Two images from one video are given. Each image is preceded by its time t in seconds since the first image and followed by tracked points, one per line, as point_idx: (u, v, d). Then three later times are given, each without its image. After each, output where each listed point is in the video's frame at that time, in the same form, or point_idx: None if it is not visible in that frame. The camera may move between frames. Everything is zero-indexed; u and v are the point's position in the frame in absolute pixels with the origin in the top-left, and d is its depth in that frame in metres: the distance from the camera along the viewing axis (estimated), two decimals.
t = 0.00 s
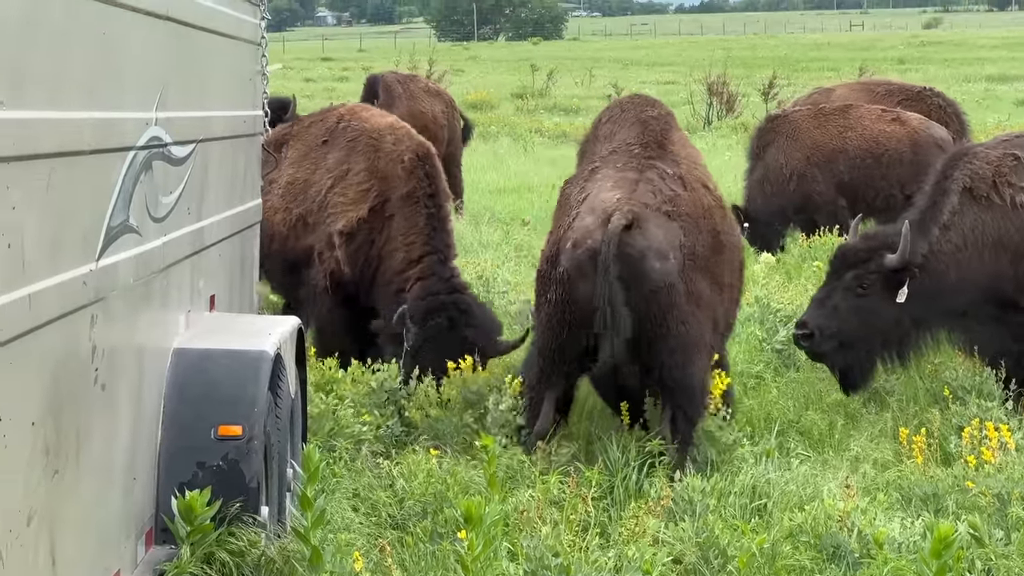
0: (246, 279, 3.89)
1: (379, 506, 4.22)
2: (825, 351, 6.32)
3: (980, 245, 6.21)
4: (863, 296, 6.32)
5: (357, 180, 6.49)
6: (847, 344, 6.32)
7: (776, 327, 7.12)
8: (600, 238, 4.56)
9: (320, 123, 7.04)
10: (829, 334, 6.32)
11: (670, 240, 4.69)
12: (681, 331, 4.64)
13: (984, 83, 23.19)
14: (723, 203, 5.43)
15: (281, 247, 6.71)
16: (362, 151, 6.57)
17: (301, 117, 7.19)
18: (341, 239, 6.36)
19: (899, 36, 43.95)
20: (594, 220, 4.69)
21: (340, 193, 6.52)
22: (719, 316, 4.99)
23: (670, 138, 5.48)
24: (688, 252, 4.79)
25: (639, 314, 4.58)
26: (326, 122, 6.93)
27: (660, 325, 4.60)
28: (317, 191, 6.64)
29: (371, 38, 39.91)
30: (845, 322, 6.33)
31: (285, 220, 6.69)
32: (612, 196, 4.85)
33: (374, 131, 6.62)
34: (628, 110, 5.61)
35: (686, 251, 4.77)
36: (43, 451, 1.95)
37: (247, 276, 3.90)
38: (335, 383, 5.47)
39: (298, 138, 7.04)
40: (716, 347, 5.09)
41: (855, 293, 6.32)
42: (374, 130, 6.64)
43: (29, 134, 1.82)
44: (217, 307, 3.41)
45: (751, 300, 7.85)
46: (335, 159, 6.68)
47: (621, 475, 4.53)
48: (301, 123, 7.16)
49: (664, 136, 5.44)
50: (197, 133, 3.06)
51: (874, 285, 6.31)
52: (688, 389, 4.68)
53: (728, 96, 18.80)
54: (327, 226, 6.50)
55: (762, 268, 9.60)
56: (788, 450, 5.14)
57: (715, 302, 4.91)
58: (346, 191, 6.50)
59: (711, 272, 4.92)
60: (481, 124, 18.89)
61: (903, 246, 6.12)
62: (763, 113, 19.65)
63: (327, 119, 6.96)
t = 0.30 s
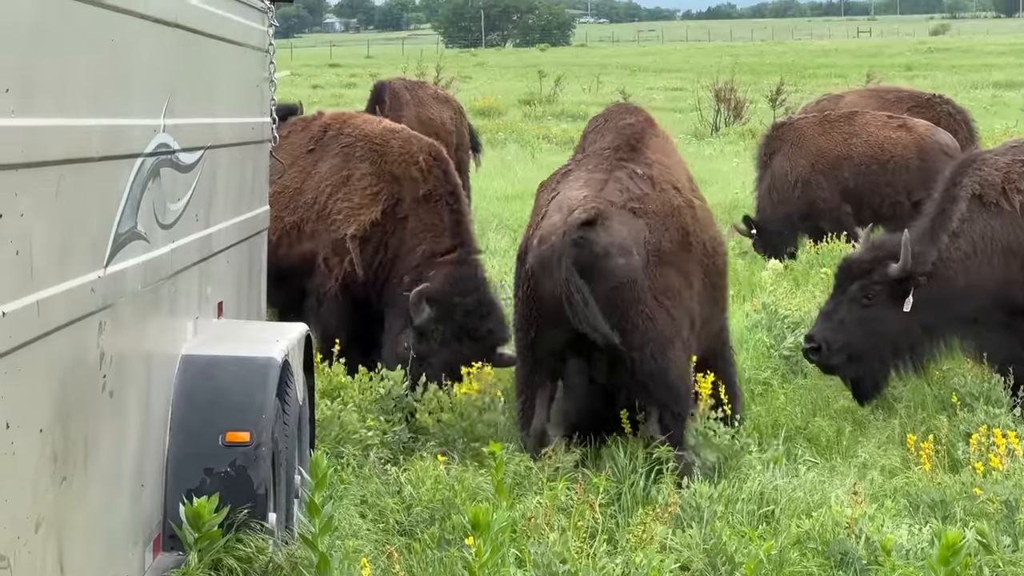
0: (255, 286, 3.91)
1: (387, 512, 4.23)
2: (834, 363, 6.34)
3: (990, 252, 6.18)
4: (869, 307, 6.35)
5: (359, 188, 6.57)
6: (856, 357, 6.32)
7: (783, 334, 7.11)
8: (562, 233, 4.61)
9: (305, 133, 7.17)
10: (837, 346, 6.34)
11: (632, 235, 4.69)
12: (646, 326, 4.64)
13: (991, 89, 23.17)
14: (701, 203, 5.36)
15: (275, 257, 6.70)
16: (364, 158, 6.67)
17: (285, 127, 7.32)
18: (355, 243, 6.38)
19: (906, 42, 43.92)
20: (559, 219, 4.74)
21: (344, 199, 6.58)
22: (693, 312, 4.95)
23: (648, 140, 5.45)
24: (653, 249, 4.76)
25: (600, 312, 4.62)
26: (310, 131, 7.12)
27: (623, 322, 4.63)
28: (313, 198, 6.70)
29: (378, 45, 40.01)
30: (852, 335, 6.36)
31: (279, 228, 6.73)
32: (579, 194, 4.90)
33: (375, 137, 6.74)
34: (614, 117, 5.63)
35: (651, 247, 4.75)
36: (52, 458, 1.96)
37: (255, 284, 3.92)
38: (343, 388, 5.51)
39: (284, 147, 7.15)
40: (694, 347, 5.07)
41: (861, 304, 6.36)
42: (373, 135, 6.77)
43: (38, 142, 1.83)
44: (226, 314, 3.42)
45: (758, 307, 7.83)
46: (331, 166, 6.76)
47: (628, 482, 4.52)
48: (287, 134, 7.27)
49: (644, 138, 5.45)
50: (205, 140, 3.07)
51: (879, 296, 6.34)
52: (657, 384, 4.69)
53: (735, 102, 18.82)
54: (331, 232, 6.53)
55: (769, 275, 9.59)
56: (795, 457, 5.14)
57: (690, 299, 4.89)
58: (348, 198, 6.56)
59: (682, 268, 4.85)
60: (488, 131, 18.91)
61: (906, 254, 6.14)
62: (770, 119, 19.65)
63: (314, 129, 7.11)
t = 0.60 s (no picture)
0: (262, 293, 3.92)
1: (394, 519, 4.23)
2: (839, 365, 6.40)
3: (999, 259, 6.17)
4: (874, 310, 6.41)
5: (365, 203, 6.61)
6: (860, 359, 6.36)
7: (790, 340, 7.10)
8: (556, 240, 4.65)
9: (308, 138, 7.13)
10: (841, 348, 6.40)
11: (625, 236, 4.69)
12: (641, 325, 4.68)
13: (999, 95, 23.14)
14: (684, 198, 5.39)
15: (279, 264, 6.75)
16: (372, 172, 6.72)
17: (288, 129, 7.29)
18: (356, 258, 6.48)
19: (914, 49, 43.88)
20: (550, 226, 4.77)
21: (349, 212, 6.64)
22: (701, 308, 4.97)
23: (624, 140, 5.45)
24: (648, 249, 4.76)
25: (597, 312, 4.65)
26: (316, 139, 7.08)
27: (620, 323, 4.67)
28: (319, 208, 6.72)
29: (385, 51, 40.12)
30: (857, 337, 6.41)
31: (283, 236, 6.76)
32: (567, 200, 4.91)
33: (382, 152, 6.78)
34: (592, 118, 5.68)
35: (646, 247, 4.75)
36: (58, 465, 1.97)
37: (263, 291, 3.94)
38: (349, 395, 5.52)
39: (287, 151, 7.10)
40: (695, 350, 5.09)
41: (866, 307, 6.42)
42: (381, 149, 6.81)
43: (45, 149, 1.85)
44: (233, 321, 3.44)
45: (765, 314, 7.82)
46: (337, 178, 6.79)
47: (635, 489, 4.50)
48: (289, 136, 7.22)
49: (626, 140, 5.46)
50: (212, 147, 3.08)
51: (884, 300, 6.40)
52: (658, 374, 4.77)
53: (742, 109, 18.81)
54: (335, 244, 6.60)
55: (776, 281, 9.58)
56: (801, 464, 5.12)
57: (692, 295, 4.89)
58: (354, 212, 6.62)
59: (678, 266, 4.84)
60: (495, 137, 18.94)
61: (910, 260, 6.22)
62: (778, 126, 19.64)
63: (319, 136, 7.09)
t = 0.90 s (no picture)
0: (268, 299, 3.93)
1: (400, 525, 4.23)
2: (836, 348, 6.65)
3: (1006, 263, 6.15)
4: (881, 298, 6.60)
5: (391, 212, 6.69)
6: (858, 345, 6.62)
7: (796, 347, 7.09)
8: (618, 257, 4.74)
9: (331, 142, 7.16)
10: (840, 331, 6.63)
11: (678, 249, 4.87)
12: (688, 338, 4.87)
13: (1006, 102, 23.11)
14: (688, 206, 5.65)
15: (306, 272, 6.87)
16: (397, 181, 6.78)
17: (309, 130, 7.30)
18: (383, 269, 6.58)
19: (921, 55, 43.85)
20: (605, 242, 4.84)
21: (376, 221, 6.71)
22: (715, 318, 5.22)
23: (633, 150, 5.65)
24: (693, 261, 4.96)
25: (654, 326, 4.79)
26: (341, 143, 7.10)
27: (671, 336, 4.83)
28: (346, 216, 6.79)
29: (392, 58, 40.23)
30: (860, 323, 6.61)
31: (311, 244, 6.85)
32: (613, 214, 5.00)
33: (407, 160, 6.85)
34: (586, 123, 5.89)
35: (691, 259, 4.94)
36: (65, 472, 1.97)
37: (269, 297, 3.94)
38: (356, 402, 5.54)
39: (310, 154, 7.11)
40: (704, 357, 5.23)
41: (873, 295, 6.61)
42: (407, 158, 6.87)
43: (52, 155, 1.86)
44: (239, 327, 3.44)
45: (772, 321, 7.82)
46: (363, 185, 6.85)
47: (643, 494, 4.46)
48: (311, 138, 7.23)
49: (633, 150, 5.64)
50: (218, 153, 3.09)
51: (890, 289, 6.58)
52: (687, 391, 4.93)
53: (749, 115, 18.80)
54: (363, 254, 6.70)
55: (783, 287, 9.57)
56: (808, 470, 5.11)
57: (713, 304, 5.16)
58: (380, 221, 6.70)
59: (709, 277, 5.10)
60: (502, 144, 18.97)
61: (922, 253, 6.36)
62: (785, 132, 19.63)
63: (343, 140, 7.11)
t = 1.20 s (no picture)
0: (274, 303, 3.93)
1: (406, 530, 4.23)
2: (839, 325, 6.83)
3: (1014, 263, 6.09)
4: (889, 281, 6.71)
5: (403, 219, 6.74)
6: (860, 326, 6.78)
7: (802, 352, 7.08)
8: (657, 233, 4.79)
9: (358, 145, 7.27)
10: (845, 310, 6.79)
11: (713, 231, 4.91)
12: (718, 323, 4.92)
13: (1011, 108, 23.10)
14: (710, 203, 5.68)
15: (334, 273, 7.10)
16: (409, 189, 6.81)
17: (342, 130, 7.45)
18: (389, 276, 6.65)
19: (926, 60, 43.82)
20: (643, 220, 4.89)
21: (389, 229, 6.80)
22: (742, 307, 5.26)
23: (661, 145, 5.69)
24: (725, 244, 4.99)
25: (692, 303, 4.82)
26: (366, 147, 7.21)
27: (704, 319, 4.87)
28: (367, 223, 6.93)
29: (397, 62, 40.29)
30: (865, 304, 6.76)
31: (336, 247, 7.06)
32: (649, 196, 5.04)
33: (417, 169, 6.86)
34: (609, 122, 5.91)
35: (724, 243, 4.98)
36: (71, 476, 1.98)
37: (275, 301, 3.95)
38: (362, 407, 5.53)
39: (340, 157, 7.28)
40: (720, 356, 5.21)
41: (883, 278, 6.74)
42: (419, 167, 6.88)
43: (58, 161, 1.87)
44: (244, 333, 3.45)
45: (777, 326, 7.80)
46: (382, 193, 6.94)
47: (648, 501, 4.46)
48: (341, 139, 7.39)
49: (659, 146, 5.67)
50: (223, 158, 3.09)
51: (901, 273, 6.67)
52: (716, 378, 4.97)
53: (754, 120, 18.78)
54: (377, 260, 6.81)
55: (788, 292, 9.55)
56: (813, 475, 5.10)
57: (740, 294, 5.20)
58: (393, 228, 6.77)
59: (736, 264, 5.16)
60: (506, 149, 18.98)
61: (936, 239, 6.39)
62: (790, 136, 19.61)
63: (369, 144, 7.22)
